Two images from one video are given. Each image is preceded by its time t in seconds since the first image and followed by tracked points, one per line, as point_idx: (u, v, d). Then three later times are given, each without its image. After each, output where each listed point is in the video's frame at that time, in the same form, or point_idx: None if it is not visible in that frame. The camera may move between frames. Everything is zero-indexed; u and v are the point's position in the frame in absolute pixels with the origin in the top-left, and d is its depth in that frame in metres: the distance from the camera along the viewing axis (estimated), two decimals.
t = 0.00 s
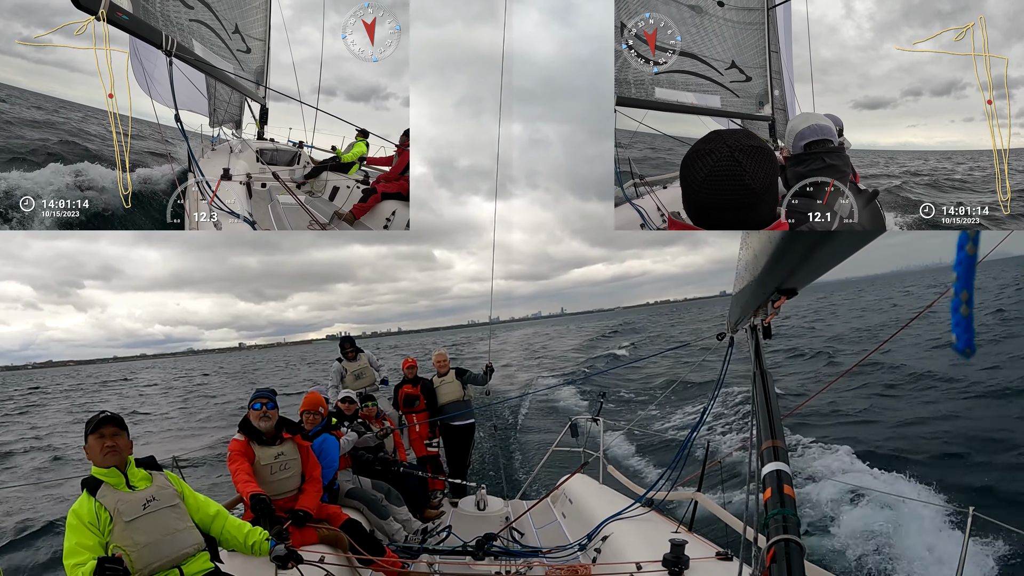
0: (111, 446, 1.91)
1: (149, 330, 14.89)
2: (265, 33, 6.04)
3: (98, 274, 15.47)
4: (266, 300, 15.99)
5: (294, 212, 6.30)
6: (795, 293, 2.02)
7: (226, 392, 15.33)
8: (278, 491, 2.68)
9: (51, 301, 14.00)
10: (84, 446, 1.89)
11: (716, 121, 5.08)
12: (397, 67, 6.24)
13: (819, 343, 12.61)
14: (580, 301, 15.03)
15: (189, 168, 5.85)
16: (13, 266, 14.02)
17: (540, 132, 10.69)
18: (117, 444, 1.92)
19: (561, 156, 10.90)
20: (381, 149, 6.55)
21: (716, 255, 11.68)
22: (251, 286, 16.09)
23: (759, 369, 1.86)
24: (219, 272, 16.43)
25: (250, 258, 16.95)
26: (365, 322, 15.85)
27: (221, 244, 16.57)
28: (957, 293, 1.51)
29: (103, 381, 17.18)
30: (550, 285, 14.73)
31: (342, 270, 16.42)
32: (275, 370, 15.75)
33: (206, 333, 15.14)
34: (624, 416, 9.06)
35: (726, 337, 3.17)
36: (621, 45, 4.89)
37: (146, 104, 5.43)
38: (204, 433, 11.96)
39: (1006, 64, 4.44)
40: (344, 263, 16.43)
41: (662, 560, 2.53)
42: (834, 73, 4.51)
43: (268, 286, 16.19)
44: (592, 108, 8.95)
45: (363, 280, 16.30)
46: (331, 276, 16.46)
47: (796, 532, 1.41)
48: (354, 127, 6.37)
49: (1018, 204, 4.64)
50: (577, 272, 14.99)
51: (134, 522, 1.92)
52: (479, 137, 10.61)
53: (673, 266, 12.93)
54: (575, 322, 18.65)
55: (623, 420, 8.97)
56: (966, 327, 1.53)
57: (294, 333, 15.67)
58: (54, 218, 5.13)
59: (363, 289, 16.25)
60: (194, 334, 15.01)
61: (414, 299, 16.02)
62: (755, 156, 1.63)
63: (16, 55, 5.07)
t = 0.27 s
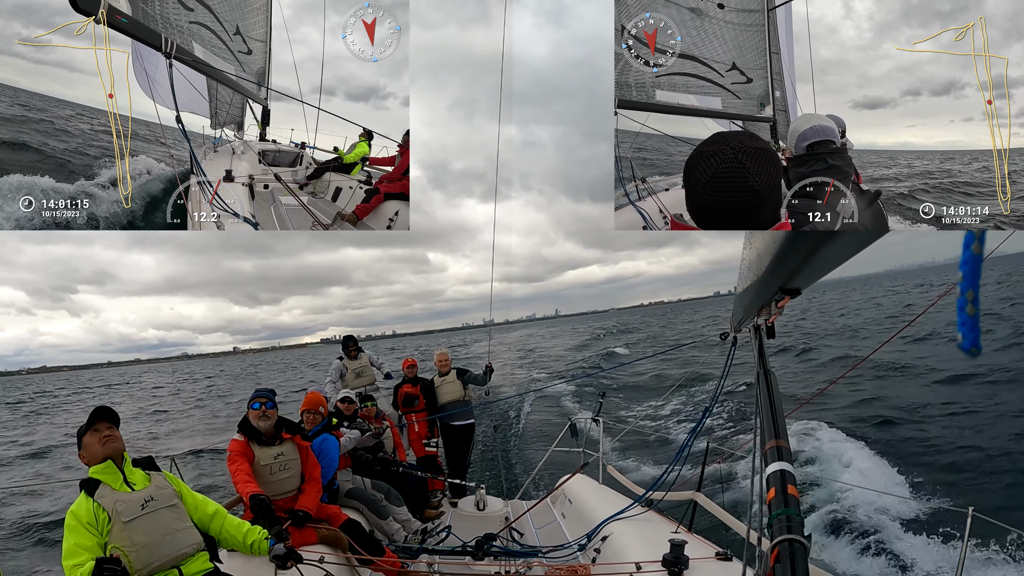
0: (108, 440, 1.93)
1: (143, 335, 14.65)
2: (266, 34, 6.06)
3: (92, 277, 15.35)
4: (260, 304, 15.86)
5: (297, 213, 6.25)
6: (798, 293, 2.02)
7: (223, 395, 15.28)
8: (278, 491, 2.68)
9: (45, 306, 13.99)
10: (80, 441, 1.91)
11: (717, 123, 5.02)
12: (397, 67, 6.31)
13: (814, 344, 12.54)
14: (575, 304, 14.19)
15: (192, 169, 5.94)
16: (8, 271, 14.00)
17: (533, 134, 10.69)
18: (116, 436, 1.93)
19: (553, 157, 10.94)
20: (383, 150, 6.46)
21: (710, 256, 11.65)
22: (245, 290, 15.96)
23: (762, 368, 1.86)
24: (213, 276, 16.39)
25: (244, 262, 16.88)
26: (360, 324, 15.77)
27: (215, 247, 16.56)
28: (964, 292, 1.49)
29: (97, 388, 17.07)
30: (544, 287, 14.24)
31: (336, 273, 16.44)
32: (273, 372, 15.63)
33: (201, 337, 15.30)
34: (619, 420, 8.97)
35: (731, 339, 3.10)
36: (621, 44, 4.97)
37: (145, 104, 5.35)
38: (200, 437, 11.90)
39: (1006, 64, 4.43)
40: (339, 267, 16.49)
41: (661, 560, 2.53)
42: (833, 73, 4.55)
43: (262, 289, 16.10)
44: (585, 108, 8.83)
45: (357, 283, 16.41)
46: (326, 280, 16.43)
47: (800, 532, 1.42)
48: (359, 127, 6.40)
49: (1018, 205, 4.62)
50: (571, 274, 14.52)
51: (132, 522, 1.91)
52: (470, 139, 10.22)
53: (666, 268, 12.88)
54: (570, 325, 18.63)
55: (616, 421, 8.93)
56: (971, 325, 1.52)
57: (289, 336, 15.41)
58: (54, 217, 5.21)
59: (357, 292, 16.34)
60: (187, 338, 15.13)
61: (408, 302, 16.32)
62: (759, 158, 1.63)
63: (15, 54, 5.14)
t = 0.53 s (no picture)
0: (105, 443, 1.91)
1: (137, 339, 14.44)
2: (267, 35, 6.08)
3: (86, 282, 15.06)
4: (254, 307, 15.81)
5: (300, 213, 6.11)
6: (803, 293, 2.02)
7: (218, 397, 15.19)
8: (277, 492, 2.68)
9: (40, 311, 13.86)
10: (78, 444, 1.89)
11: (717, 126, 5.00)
12: (396, 67, 6.34)
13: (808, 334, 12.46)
14: (569, 304, 14.05)
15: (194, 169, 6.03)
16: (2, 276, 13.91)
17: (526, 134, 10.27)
18: (112, 440, 1.92)
19: (548, 159, 10.54)
20: (387, 148, 6.45)
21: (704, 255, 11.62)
22: (239, 293, 15.91)
23: (766, 369, 1.85)
24: (207, 280, 16.23)
25: (237, 266, 16.77)
26: (355, 326, 15.51)
27: (207, 251, 16.42)
28: (960, 291, 1.51)
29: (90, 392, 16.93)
30: (539, 286, 14.07)
31: (330, 275, 16.42)
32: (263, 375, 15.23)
33: (195, 341, 15.12)
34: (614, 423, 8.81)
35: (735, 338, 3.06)
36: (620, 44, 4.90)
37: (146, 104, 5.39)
38: (195, 440, 11.79)
39: (1006, 64, 4.40)
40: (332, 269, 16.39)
41: (661, 560, 2.53)
42: (833, 73, 4.57)
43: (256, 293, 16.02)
44: (578, 109, 8.85)
45: (351, 285, 16.22)
46: (320, 282, 16.40)
47: (805, 532, 1.42)
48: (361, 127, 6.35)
49: (1017, 205, 4.61)
50: (565, 273, 14.38)
51: (132, 522, 1.92)
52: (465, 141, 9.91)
53: (662, 266, 13.01)
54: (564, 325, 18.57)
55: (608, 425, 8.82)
56: (969, 322, 1.53)
57: (284, 339, 15.35)
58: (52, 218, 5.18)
59: (351, 294, 16.07)
60: (182, 343, 14.85)
61: (402, 304, 15.73)
62: (758, 159, 1.64)
63: (15, 55, 5.07)
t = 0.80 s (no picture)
0: (107, 445, 1.91)
1: (133, 343, 14.34)
2: (267, 35, 6.15)
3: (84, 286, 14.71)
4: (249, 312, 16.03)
5: (302, 213, 6.04)
6: (806, 293, 2.02)
7: (216, 399, 15.13)
8: (277, 491, 2.68)
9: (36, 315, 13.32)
10: (79, 446, 1.89)
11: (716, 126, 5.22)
12: (396, 66, 6.19)
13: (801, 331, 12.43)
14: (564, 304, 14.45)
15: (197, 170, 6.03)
16: None
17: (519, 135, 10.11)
18: (112, 443, 1.91)
19: (542, 159, 10.39)
20: (387, 147, 6.62)
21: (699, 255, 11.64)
22: (236, 296, 15.92)
23: (768, 368, 1.86)
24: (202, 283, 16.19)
25: (233, 269, 16.78)
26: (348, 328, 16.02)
27: (203, 254, 16.37)
28: (967, 288, 1.51)
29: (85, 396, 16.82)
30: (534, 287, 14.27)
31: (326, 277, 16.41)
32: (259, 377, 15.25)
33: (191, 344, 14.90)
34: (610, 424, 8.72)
35: (737, 337, 3.03)
36: (621, 44, 4.95)
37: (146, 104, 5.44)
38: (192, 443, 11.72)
39: (1006, 64, 4.43)
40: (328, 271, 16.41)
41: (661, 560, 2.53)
42: (833, 73, 4.54)
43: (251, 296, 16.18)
44: (571, 109, 8.93)
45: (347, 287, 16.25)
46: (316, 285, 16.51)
47: (808, 533, 1.42)
48: (364, 126, 6.49)
49: (1017, 206, 4.60)
50: (561, 274, 14.38)
51: (133, 522, 1.92)
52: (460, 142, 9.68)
53: (658, 265, 13.08)
54: (559, 326, 18.57)
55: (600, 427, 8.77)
56: (973, 322, 1.52)
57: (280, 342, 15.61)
58: (56, 217, 5.02)
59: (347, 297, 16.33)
60: (179, 345, 14.74)
61: (398, 305, 15.87)
62: (762, 159, 1.65)
63: (15, 55, 5.07)
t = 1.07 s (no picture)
0: (104, 447, 1.91)
1: (129, 346, 14.24)
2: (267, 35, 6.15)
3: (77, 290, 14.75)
4: (245, 313, 15.80)
5: (303, 213, 6.04)
6: (804, 293, 2.02)
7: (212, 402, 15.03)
8: (276, 491, 2.68)
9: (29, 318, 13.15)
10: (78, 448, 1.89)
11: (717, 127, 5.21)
12: (396, 66, 6.22)
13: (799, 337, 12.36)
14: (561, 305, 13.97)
15: (198, 170, 6.04)
16: None
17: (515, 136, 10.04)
18: (110, 444, 1.91)
19: (539, 161, 10.37)
20: (388, 146, 6.51)
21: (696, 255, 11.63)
22: (231, 298, 15.83)
23: (767, 367, 1.87)
24: (198, 285, 16.09)
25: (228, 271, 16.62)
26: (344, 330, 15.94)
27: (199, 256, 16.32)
28: (956, 288, 1.50)
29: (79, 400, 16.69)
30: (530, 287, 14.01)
31: (322, 279, 16.38)
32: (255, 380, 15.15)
33: (187, 347, 14.79)
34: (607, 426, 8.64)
35: (737, 336, 3.02)
36: (621, 43, 4.99)
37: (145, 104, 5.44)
38: (188, 447, 11.64)
39: (1006, 64, 4.42)
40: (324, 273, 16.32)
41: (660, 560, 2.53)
42: (832, 73, 4.55)
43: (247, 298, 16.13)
44: (567, 109, 9.00)
45: (343, 290, 16.21)
46: (312, 286, 16.44)
47: (807, 532, 1.42)
48: (364, 125, 6.39)
49: (1017, 207, 4.59)
50: (557, 274, 14.23)
51: (132, 522, 1.92)
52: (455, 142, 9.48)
53: (655, 265, 13.09)
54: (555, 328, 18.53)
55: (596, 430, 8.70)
56: (965, 317, 1.51)
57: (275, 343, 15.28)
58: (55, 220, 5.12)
59: (342, 298, 16.24)
60: (175, 348, 14.69)
61: (393, 306, 15.85)
62: (763, 162, 1.65)
63: (15, 55, 5.07)
